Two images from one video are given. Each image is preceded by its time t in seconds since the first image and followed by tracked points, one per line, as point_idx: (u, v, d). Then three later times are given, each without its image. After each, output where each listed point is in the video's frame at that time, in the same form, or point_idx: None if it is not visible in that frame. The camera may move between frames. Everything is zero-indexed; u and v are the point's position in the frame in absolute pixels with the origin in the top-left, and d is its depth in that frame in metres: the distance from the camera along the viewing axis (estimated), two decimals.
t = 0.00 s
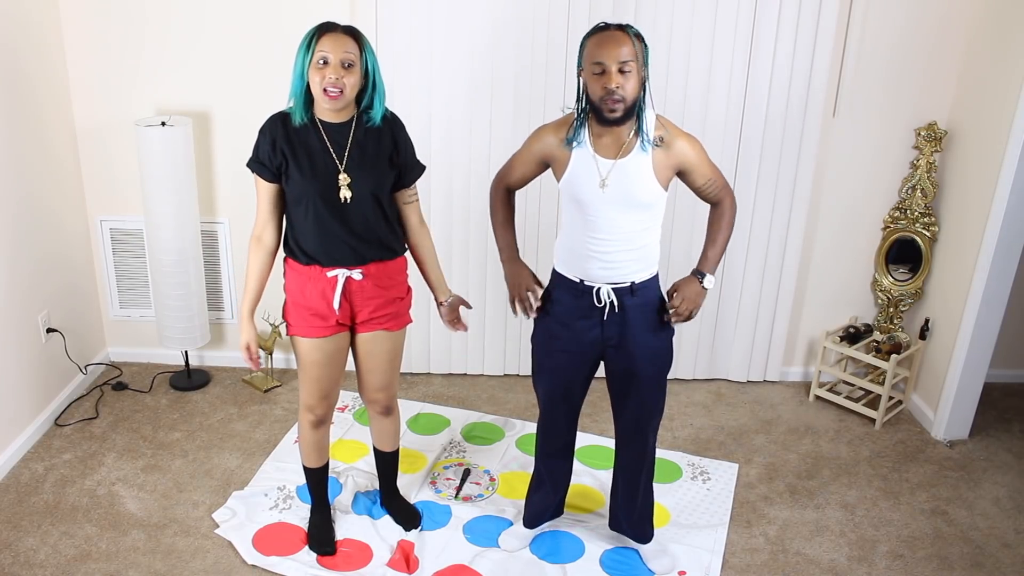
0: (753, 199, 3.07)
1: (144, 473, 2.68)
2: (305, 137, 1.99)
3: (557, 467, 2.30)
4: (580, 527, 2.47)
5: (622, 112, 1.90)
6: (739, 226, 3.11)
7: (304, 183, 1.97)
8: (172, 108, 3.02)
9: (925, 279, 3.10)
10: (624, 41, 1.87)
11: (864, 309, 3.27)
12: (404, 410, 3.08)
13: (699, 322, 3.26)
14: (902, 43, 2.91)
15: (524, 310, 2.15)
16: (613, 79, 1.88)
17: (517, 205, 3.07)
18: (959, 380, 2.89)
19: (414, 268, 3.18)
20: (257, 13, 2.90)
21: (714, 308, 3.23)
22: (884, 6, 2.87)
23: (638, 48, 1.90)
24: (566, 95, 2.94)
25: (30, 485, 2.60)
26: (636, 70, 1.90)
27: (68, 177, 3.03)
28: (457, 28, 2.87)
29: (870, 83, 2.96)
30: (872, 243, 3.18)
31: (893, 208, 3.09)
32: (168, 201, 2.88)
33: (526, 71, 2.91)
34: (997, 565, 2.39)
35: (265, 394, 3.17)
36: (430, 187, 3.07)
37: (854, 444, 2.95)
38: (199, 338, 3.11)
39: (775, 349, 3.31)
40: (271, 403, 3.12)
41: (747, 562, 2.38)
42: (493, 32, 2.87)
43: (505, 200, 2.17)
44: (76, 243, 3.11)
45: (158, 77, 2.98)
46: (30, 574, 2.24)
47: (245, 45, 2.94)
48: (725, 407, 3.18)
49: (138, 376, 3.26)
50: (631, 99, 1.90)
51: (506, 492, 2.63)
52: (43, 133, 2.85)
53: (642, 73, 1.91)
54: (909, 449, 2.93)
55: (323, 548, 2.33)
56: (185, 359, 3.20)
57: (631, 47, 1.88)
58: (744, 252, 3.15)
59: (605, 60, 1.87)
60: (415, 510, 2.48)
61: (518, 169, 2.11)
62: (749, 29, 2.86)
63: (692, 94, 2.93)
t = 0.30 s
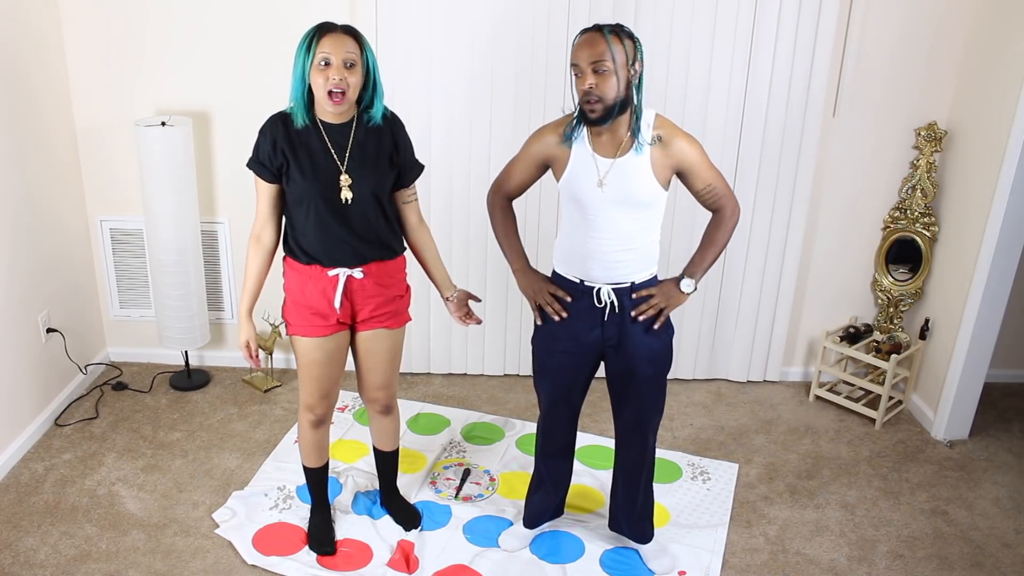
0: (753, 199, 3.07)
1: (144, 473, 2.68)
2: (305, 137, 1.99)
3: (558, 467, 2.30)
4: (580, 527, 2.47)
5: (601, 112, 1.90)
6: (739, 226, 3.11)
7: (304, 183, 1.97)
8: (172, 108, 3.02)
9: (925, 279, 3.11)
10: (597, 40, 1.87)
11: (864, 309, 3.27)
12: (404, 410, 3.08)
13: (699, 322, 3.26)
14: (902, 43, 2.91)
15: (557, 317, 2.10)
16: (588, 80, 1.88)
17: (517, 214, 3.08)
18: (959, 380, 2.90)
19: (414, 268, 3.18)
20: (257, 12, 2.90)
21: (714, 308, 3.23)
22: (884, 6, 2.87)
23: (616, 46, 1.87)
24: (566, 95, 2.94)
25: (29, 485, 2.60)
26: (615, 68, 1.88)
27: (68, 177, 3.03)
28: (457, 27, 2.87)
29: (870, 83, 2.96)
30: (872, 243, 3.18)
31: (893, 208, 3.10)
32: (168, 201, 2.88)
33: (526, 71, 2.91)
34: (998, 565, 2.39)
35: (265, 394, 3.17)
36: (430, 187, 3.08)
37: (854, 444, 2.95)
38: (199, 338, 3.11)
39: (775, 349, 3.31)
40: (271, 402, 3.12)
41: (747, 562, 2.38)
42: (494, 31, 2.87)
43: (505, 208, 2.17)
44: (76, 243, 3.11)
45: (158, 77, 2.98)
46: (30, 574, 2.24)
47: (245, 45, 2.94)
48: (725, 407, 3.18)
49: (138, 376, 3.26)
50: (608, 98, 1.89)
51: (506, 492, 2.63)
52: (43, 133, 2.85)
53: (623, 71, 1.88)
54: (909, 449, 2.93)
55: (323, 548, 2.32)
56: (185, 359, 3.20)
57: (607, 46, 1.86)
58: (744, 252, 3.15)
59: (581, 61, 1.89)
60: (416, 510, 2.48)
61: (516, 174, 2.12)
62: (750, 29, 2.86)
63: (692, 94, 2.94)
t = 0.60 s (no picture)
0: (753, 199, 3.07)
1: (144, 473, 2.68)
2: (307, 137, 1.98)
3: (557, 467, 2.30)
4: (580, 527, 2.47)
5: (584, 114, 1.93)
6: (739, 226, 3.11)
7: (305, 183, 1.97)
8: (172, 108, 3.02)
9: (925, 279, 3.10)
10: (576, 48, 1.88)
11: (865, 309, 3.27)
12: (404, 410, 3.08)
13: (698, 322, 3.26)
14: (902, 43, 2.91)
15: (559, 325, 2.11)
16: (570, 84, 1.91)
17: (518, 220, 3.09)
18: (959, 380, 2.90)
19: (414, 268, 3.18)
20: (257, 12, 2.90)
21: (714, 308, 3.23)
22: (884, 6, 2.87)
23: (595, 51, 1.87)
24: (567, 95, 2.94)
25: (30, 486, 2.60)
26: (595, 72, 1.88)
27: (68, 177, 3.03)
28: (457, 27, 2.87)
29: (870, 83, 2.96)
30: (872, 243, 3.18)
31: (893, 208, 3.10)
32: (167, 201, 2.88)
33: (526, 71, 2.91)
34: (997, 565, 2.39)
35: (265, 394, 3.17)
36: (430, 187, 3.08)
37: (854, 444, 2.95)
38: (199, 338, 3.11)
39: (775, 349, 3.31)
40: (271, 402, 3.12)
41: (747, 562, 2.38)
42: (493, 31, 2.87)
43: (508, 215, 2.17)
44: (76, 243, 3.11)
45: (159, 77, 2.98)
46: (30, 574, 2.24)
47: (245, 44, 2.94)
48: (725, 407, 3.18)
49: (138, 376, 3.26)
50: (588, 103, 1.90)
51: (506, 492, 2.63)
52: (43, 133, 2.85)
53: (606, 74, 1.88)
54: (909, 449, 2.93)
55: (323, 548, 2.33)
56: (185, 359, 3.20)
57: (587, 53, 1.87)
58: (743, 252, 3.15)
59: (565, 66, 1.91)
60: (416, 510, 2.48)
61: (518, 178, 2.12)
62: (749, 29, 2.86)
63: (692, 95, 2.93)
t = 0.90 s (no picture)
0: (753, 199, 3.07)
1: (144, 473, 2.68)
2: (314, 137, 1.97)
3: (557, 467, 2.30)
4: (580, 527, 2.47)
5: (583, 116, 1.93)
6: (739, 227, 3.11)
7: (314, 182, 1.96)
8: (172, 108, 3.02)
9: (926, 279, 3.10)
10: (574, 50, 1.89)
11: (865, 309, 3.27)
12: (404, 410, 3.08)
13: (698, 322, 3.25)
14: (902, 43, 2.91)
15: (559, 326, 2.11)
16: (568, 87, 1.91)
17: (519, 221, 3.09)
18: (959, 381, 2.90)
19: (414, 268, 3.18)
20: (256, 12, 2.90)
21: (714, 308, 3.23)
22: (884, 6, 2.87)
23: (591, 53, 1.87)
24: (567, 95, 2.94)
25: (30, 486, 2.60)
26: (592, 75, 1.88)
27: (68, 177, 3.03)
28: (457, 27, 2.87)
29: (870, 83, 2.96)
30: (872, 243, 3.18)
31: (893, 208, 3.10)
32: (168, 201, 2.88)
33: (525, 71, 2.91)
34: (997, 565, 2.39)
35: (265, 394, 3.17)
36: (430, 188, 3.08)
37: (854, 444, 2.95)
38: (199, 338, 3.11)
39: (775, 349, 3.31)
40: (271, 402, 3.12)
41: (747, 562, 2.38)
42: (493, 31, 2.87)
43: (512, 215, 2.17)
44: (76, 243, 3.11)
45: (158, 77, 2.98)
46: (30, 574, 2.24)
47: (245, 44, 2.94)
48: (725, 407, 3.18)
49: (138, 376, 3.26)
50: (587, 105, 1.91)
51: (506, 492, 2.63)
52: (43, 133, 2.85)
53: (603, 76, 1.89)
54: (909, 449, 2.93)
55: (323, 548, 2.33)
56: (185, 359, 3.20)
57: (584, 56, 1.87)
58: (744, 252, 3.15)
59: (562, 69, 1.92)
60: (416, 510, 2.48)
61: (522, 178, 2.12)
62: (749, 29, 2.86)
63: (692, 95, 2.93)
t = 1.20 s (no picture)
0: (753, 199, 3.07)
1: (144, 473, 2.68)
2: (323, 135, 1.96)
3: (558, 468, 2.30)
4: (580, 527, 2.47)
5: (587, 117, 1.93)
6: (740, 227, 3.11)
7: (323, 181, 1.96)
8: (172, 108, 3.02)
9: (926, 279, 3.10)
10: (577, 50, 1.89)
11: (865, 309, 3.27)
12: (404, 410, 3.08)
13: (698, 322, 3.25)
14: (902, 43, 2.91)
15: (559, 327, 2.11)
16: (572, 87, 1.91)
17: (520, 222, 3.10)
18: (959, 381, 2.90)
19: (414, 268, 3.17)
20: (256, 12, 2.90)
21: (714, 308, 3.23)
22: (884, 6, 2.87)
23: (595, 53, 1.87)
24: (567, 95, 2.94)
25: (30, 486, 2.60)
26: (595, 75, 1.88)
27: (67, 177, 3.03)
28: (457, 26, 2.87)
29: (870, 83, 2.96)
30: (872, 243, 3.18)
31: (893, 208, 3.10)
32: (168, 201, 2.88)
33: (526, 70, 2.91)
34: (997, 565, 2.39)
35: (265, 394, 3.17)
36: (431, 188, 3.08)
37: (854, 444, 2.95)
38: (199, 338, 3.11)
39: (775, 349, 3.31)
40: (271, 402, 3.12)
41: (747, 562, 2.38)
42: (493, 31, 2.87)
43: (515, 215, 2.17)
44: (76, 243, 3.11)
45: (158, 77, 2.98)
46: (30, 574, 2.24)
47: (245, 44, 2.94)
48: (725, 407, 3.18)
49: (138, 376, 3.26)
50: (591, 105, 1.91)
51: (506, 492, 2.63)
52: (43, 133, 2.85)
53: (607, 77, 1.88)
54: (909, 449, 2.93)
55: (323, 548, 2.32)
56: (185, 359, 3.20)
57: (588, 56, 1.87)
58: (744, 252, 3.14)
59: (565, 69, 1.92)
60: (416, 510, 2.48)
61: (525, 177, 2.12)
62: (750, 29, 2.86)
63: (693, 95, 2.93)
